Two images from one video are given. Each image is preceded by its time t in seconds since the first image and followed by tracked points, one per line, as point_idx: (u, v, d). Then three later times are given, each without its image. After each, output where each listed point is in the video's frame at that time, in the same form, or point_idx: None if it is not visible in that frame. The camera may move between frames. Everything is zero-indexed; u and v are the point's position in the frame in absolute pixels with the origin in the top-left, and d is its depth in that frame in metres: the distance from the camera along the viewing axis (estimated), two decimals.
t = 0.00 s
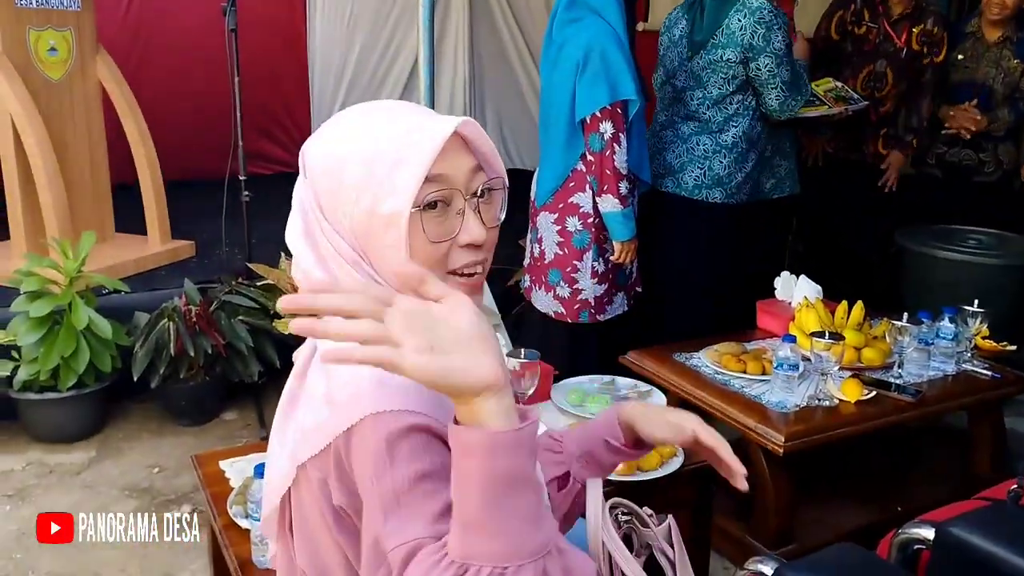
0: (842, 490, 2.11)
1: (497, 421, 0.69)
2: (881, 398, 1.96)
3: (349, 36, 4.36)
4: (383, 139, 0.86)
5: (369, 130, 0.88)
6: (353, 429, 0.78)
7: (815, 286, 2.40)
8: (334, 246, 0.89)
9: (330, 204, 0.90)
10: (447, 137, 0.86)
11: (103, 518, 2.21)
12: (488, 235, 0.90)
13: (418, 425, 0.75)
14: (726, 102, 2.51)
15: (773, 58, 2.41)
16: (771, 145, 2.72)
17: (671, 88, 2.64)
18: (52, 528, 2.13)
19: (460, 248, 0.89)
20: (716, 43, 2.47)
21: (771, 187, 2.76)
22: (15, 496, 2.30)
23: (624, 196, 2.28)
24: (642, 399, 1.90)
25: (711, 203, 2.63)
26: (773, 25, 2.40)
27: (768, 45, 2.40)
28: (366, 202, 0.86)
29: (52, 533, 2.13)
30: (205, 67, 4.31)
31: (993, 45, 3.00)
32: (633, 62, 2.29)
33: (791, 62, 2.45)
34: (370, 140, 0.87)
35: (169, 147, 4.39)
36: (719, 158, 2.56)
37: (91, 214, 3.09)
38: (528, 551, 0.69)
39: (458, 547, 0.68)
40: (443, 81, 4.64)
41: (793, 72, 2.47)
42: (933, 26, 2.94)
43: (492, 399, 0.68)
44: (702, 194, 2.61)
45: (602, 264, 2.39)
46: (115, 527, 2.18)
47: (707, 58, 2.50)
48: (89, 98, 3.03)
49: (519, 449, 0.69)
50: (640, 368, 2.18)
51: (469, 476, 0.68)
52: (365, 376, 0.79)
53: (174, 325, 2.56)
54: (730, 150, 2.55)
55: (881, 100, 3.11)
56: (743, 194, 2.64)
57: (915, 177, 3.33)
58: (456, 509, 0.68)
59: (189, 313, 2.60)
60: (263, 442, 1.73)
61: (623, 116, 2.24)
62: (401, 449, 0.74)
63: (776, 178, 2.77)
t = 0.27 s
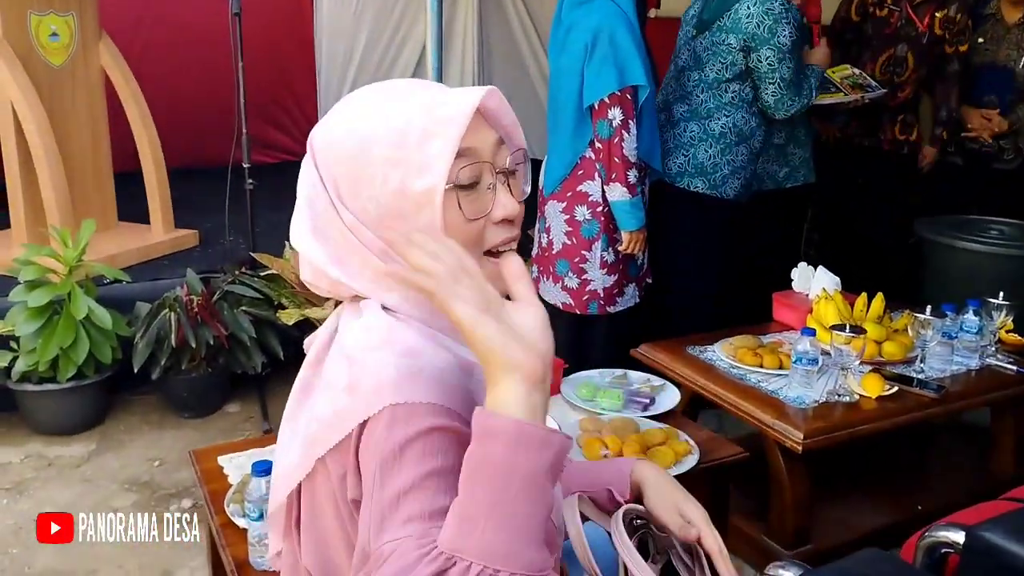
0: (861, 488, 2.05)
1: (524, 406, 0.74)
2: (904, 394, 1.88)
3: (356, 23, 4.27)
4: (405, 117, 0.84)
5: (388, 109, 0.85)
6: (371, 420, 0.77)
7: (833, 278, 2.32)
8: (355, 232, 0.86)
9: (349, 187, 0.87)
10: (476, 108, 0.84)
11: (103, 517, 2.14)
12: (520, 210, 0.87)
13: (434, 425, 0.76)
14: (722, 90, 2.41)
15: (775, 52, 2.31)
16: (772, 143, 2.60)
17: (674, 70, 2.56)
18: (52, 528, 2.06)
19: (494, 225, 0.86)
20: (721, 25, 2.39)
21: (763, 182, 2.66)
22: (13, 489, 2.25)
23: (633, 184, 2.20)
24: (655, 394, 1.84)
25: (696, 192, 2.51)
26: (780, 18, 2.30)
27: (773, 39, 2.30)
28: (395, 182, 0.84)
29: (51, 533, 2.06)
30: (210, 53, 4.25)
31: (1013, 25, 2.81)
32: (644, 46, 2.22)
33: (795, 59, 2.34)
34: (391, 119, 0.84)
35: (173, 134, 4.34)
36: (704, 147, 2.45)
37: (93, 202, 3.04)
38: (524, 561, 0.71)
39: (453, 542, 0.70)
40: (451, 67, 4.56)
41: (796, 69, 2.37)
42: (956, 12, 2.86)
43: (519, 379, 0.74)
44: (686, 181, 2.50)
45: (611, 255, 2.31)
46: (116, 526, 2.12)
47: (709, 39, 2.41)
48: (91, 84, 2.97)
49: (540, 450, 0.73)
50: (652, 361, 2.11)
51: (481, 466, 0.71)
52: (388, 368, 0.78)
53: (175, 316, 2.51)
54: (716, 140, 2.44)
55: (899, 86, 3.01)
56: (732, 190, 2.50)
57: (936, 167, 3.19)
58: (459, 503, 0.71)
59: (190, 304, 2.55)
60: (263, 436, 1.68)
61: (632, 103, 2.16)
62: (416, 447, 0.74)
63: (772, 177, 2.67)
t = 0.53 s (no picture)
0: (882, 489, 1.98)
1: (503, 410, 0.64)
2: (929, 391, 1.81)
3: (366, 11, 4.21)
4: (430, 84, 0.78)
5: (416, 74, 0.80)
6: (369, 385, 0.71)
7: (855, 272, 2.25)
8: (374, 200, 0.82)
9: (370, 154, 0.82)
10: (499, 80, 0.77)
11: (103, 517, 2.07)
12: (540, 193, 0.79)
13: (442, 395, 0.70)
14: (731, 79, 2.33)
15: (782, 39, 2.24)
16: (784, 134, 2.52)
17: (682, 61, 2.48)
18: (52, 527, 1.99)
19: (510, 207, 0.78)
20: (727, 13, 2.31)
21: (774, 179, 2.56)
22: (12, 481, 2.21)
23: (645, 173, 2.14)
24: (671, 390, 1.78)
25: (706, 183, 2.42)
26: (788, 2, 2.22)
27: (780, 25, 2.23)
28: (410, 152, 0.78)
29: (51, 532, 2.00)
30: (218, 41, 4.20)
31: None
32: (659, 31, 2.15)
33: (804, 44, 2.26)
34: (416, 85, 0.79)
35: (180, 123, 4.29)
36: (714, 138, 2.36)
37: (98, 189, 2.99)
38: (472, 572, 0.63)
39: (401, 545, 0.63)
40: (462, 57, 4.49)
41: (806, 57, 2.29)
42: None
43: (502, 384, 0.64)
44: (696, 173, 2.41)
45: (623, 246, 2.24)
46: (116, 526, 2.05)
47: (716, 28, 2.34)
48: (96, 69, 2.92)
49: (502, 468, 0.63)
50: (667, 356, 2.05)
51: (437, 471, 0.63)
52: (395, 327, 0.72)
53: (179, 305, 2.46)
54: (726, 131, 2.35)
55: (925, 78, 2.92)
56: (745, 181, 2.40)
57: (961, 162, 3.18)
58: (412, 505, 0.64)
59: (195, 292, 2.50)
60: (266, 429, 1.62)
61: (646, 89, 2.09)
62: (412, 415, 0.68)
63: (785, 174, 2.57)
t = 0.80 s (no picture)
0: (892, 488, 1.95)
1: (470, 410, 0.60)
2: (940, 389, 1.78)
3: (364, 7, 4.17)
4: (439, 45, 0.76)
5: (431, 32, 0.78)
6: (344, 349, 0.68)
7: (862, 268, 2.22)
8: (379, 155, 0.81)
9: (378, 109, 0.80)
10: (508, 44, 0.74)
11: (103, 517, 2.05)
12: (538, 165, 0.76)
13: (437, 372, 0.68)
14: (736, 73, 2.28)
15: (782, 27, 2.17)
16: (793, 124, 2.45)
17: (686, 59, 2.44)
18: (52, 527, 1.98)
19: (507, 177, 0.76)
20: (725, 7, 2.27)
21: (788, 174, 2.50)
22: (8, 483, 2.17)
23: (646, 168, 2.10)
24: (677, 389, 1.74)
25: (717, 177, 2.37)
26: None
27: (779, 12, 2.16)
28: (411, 111, 0.76)
29: (50, 531, 1.98)
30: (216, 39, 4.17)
31: None
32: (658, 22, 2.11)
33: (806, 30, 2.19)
34: (427, 44, 0.77)
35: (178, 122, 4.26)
36: (723, 132, 2.32)
37: (95, 188, 2.96)
38: (421, 567, 0.60)
39: (360, 536, 0.61)
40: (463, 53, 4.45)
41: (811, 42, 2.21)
42: None
43: (477, 384, 0.60)
44: (708, 169, 2.37)
45: (625, 243, 2.22)
46: (116, 526, 2.03)
47: (715, 23, 2.29)
48: (92, 66, 2.88)
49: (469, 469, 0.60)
50: (672, 355, 2.02)
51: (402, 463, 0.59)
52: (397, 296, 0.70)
53: (177, 305, 2.43)
54: (734, 125, 2.30)
55: (932, 69, 2.88)
56: (758, 173, 2.35)
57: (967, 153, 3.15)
58: (375, 490, 0.60)
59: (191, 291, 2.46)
60: (264, 431, 1.59)
61: (646, 83, 2.06)
62: (383, 390, 0.65)
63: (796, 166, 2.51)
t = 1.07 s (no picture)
0: (897, 494, 1.95)
1: (368, 353, 0.64)
2: (945, 395, 1.77)
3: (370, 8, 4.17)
4: (424, 79, 0.78)
5: (416, 65, 0.80)
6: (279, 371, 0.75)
7: (867, 271, 2.21)
8: (353, 187, 0.83)
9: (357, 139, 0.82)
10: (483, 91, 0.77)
11: (103, 517, 2.07)
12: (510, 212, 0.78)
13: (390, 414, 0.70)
14: (737, 72, 2.28)
15: (771, 22, 2.15)
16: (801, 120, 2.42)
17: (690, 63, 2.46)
18: (53, 526, 2.00)
19: (477, 222, 0.78)
20: (718, 9, 2.28)
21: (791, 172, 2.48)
22: (15, 486, 2.19)
23: (646, 171, 2.10)
24: (681, 393, 1.74)
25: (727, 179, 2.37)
26: None
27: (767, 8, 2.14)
28: (387, 144, 0.78)
29: (50, 531, 2.00)
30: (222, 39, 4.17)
31: None
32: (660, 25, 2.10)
33: (798, 23, 2.15)
34: (412, 76, 0.79)
35: (184, 122, 4.27)
36: (729, 133, 2.32)
37: (101, 190, 2.97)
38: (353, 525, 0.63)
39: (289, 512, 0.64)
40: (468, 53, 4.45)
41: (805, 34, 2.17)
42: None
43: (363, 330, 0.65)
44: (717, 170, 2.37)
45: (627, 247, 2.21)
46: (116, 526, 2.05)
47: (711, 24, 2.30)
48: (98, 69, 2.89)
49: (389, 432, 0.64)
50: (676, 359, 2.02)
51: (311, 430, 0.63)
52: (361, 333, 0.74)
53: (183, 308, 2.44)
54: (740, 125, 2.30)
55: (938, 69, 2.87)
56: (768, 171, 2.34)
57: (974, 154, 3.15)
58: (298, 461, 0.64)
59: (197, 295, 2.48)
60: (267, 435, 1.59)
61: (647, 86, 2.06)
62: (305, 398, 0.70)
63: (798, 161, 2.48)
